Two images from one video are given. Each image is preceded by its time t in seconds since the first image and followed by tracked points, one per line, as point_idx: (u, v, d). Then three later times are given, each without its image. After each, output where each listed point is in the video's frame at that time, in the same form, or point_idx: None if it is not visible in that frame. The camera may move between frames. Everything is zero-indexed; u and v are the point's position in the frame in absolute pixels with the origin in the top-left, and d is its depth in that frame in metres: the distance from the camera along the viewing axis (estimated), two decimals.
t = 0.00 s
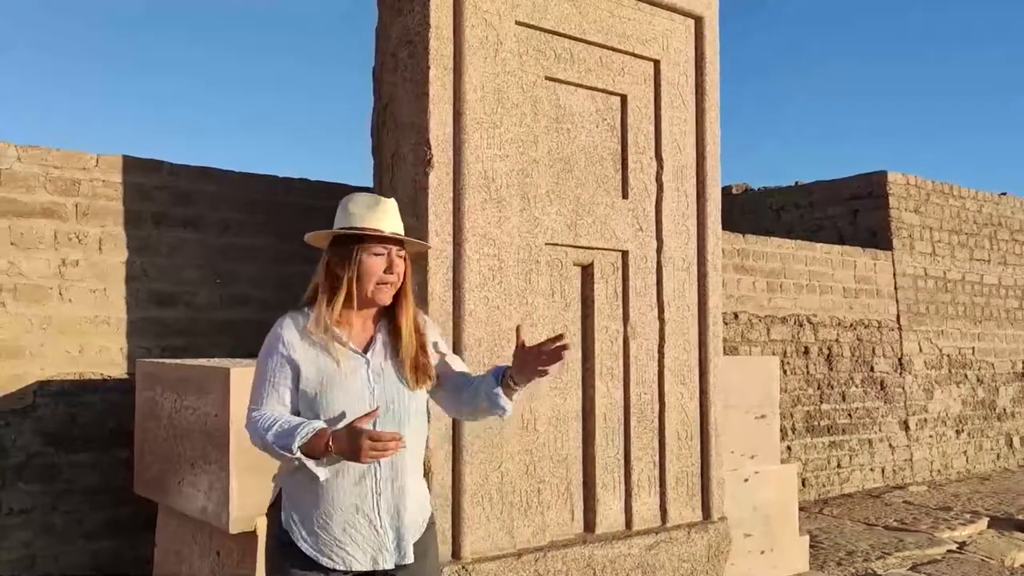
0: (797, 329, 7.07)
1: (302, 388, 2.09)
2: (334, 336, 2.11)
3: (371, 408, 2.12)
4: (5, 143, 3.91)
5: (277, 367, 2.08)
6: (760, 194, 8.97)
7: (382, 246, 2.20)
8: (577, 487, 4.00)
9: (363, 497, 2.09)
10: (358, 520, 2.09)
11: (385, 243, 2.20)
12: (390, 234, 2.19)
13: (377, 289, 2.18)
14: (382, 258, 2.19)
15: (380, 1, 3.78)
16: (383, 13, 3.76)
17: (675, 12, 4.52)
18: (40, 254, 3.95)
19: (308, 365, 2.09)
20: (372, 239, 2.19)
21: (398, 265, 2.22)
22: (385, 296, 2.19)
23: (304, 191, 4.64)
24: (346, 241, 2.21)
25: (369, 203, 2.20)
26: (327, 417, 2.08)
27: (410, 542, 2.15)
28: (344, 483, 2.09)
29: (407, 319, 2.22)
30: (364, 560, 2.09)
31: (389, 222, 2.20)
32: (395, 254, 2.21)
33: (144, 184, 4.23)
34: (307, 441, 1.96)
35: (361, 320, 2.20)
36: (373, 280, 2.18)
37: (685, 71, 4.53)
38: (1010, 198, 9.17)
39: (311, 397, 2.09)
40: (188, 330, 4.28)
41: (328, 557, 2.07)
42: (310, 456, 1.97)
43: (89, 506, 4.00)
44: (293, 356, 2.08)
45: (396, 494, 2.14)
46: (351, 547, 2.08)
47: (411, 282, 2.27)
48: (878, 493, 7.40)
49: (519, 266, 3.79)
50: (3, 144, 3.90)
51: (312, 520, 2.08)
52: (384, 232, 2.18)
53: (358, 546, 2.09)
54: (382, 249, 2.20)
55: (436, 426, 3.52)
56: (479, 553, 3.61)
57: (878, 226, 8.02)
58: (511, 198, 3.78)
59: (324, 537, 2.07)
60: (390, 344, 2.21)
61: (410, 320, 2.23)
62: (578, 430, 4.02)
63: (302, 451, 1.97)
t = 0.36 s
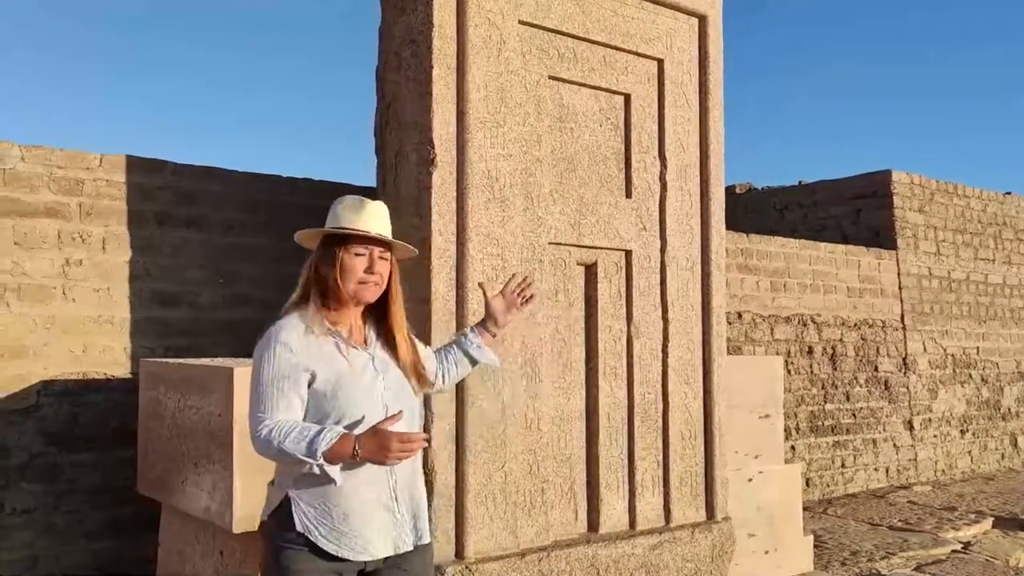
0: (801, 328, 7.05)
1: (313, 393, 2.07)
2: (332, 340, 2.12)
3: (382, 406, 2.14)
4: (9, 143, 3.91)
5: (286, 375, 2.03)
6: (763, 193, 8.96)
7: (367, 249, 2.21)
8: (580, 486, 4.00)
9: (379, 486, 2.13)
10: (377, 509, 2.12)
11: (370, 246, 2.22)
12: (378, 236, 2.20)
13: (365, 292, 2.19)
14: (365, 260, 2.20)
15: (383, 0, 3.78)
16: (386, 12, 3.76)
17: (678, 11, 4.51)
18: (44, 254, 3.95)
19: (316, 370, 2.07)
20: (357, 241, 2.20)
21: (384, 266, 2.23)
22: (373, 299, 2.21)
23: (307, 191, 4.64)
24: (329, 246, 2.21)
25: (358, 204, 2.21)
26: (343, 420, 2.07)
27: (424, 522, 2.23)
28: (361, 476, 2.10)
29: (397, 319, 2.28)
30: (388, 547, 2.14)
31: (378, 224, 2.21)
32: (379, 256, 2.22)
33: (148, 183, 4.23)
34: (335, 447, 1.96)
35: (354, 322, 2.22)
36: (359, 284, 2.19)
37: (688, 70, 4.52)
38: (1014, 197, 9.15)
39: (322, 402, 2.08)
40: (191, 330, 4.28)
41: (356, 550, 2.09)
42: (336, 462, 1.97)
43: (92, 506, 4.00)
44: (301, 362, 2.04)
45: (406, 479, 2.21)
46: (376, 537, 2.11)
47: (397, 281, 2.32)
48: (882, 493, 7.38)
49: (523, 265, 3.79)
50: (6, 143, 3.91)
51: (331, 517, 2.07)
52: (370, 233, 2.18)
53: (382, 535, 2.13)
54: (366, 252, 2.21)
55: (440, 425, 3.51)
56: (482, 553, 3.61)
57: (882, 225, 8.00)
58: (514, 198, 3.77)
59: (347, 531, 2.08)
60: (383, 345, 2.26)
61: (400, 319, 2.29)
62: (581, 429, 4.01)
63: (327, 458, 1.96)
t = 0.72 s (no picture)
0: (803, 329, 7.04)
1: (313, 393, 2.07)
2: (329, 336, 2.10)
3: (381, 406, 2.15)
4: (10, 144, 3.91)
5: (286, 375, 2.01)
6: (766, 194, 8.95)
7: (354, 249, 2.21)
8: (582, 488, 3.99)
9: (380, 484, 2.13)
10: (377, 508, 2.12)
11: (357, 247, 2.21)
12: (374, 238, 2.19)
13: (350, 292, 2.18)
14: (350, 261, 2.19)
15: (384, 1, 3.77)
16: (388, 13, 3.75)
17: (680, 12, 4.50)
18: (45, 255, 3.95)
19: (315, 370, 2.06)
20: (348, 242, 2.21)
21: (371, 268, 2.22)
22: (359, 300, 2.19)
23: (308, 192, 4.64)
24: (318, 248, 2.23)
25: (358, 206, 2.20)
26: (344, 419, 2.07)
27: (421, 521, 2.23)
28: (362, 475, 2.09)
29: (388, 323, 2.25)
30: (387, 545, 2.13)
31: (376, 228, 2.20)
32: (365, 257, 2.21)
33: (149, 184, 4.22)
34: (338, 448, 1.96)
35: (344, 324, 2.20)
36: (344, 285, 2.18)
37: (691, 71, 4.52)
38: (1017, 198, 9.14)
39: (322, 402, 2.07)
40: (192, 330, 4.27)
41: (356, 549, 2.07)
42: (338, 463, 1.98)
43: (93, 507, 3.99)
44: (300, 363, 2.04)
45: (403, 478, 2.20)
46: (376, 535, 2.10)
47: (390, 285, 2.29)
48: (885, 494, 7.37)
49: (525, 266, 3.78)
50: (8, 144, 3.90)
51: (332, 516, 2.06)
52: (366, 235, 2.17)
53: (381, 533, 2.12)
54: (351, 252, 2.20)
55: (442, 427, 3.51)
56: (484, 554, 3.60)
57: (885, 226, 7.99)
58: (516, 199, 3.76)
59: (348, 530, 2.07)
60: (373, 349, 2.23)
61: (391, 324, 2.26)
62: (583, 431, 4.01)
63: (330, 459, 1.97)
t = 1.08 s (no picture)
0: (804, 333, 7.03)
1: (310, 398, 2.05)
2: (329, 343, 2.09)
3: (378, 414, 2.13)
4: (9, 148, 3.90)
5: (283, 379, 2.00)
6: (766, 198, 8.94)
7: (360, 257, 2.19)
8: (583, 492, 3.98)
9: (374, 493, 2.11)
10: (371, 517, 2.10)
11: (364, 255, 2.19)
12: (383, 247, 2.18)
13: (354, 300, 2.16)
14: (356, 268, 2.18)
15: (384, 5, 3.77)
16: (389, 16, 3.75)
17: (680, 15, 4.50)
18: (44, 259, 3.94)
19: (313, 375, 2.05)
20: (356, 249, 2.19)
21: (376, 275, 2.20)
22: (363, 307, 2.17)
23: (308, 196, 4.63)
24: (326, 254, 2.22)
25: (369, 214, 2.19)
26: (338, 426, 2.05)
27: (415, 532, 2.21)
28: (356, 482, 2.08)
29: (393, 332, 2.23)
30: (378, 555, 2.10)
31: (386, 237, 2.19)
32: (371, 265, 2.19)
33: (149, 188, 4.21)
34: (331, 453, 1.94)
35: (348, 331, 2.19)
36: (349, 292, 2.16)
37: (691, 75, 4.51)
38: (1016, 202, 9.13)
39: (318, 408, 2.05)
40: (192, 335, 4.26)
41: (345, 557, 2.06)
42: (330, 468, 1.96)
43: (93, 512, 3.97)
44: (298, 367, 2.02)
45: (399, 488, 2.18)
46: (366, 545, 2.08)
47: (397, 293, 2.27)
48: (886, 499, 7.35)
49: (525, 270, 3.77)
50: (7, 148, 3.89)
51: (323, 522, 2.05)
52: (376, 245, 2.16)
53: (372, 543, 2.09)
54: (357, 259, 2.18)
55: (442, 432, 3.49)
56: (484, 560, 3.58)
57: (886, 229, 7.98)
58: (516, 203, 3.75)
59: (340, 538, 2.05)
60: (376, 357, 2.21)
61: (396, 333, 2.23)
62: (584, 435, 4.00)
63: (321, 463, 1.94)
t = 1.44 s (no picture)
0: (801, 340, 7.03)
1: (313, 406, 2.04)
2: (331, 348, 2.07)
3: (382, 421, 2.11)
4: (6, 155, 3.89)
5: (286, 387, 1.99)
6: (763, 205, 8.94)
7: (360, 263, 2.18)
8: (581, 500, 3.96)
9: (376, 500, 2.09)
10: (374, 524, 2.08)
11: (362, 260, 2.18)
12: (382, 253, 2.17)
13: (355, 306, 2.15)
14: (355, 275, 2.17)
15: (382, 11, 3.77)
16: (386, 23, 3.75)
17: (678, 22, 4.50)
18: (41, 267, 3.92)
19: (316, 382, 2.03)
20: (355, 255, 2.18)
21: (376, 282, 2.19)
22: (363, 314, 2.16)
23: (306, 202, 4.62)
24: (325, 262, 2.21)
25: (369, 221, 2.18)
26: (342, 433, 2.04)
27: (419, 539, 2.19)
28: (359, 488, 2.06)
29: (394, 340, 2.21)
30: (381, 562, 2.08)
31: (387, 243, 2.19)
32: (371, 271, 2.18)
33: (146, 195, 4.20)
34: (337, 462, 1.93)
35: (348, 337, 2.18)
36: (350, 298, 2.15)
37: (689, 82, 4.52)
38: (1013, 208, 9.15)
39: (321, 415, 2.04)
40: (189, 342, 4.24)
41: (347, 565, 2.04)
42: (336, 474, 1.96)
43: (90, 520, 3.95)
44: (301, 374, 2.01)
45: (402, 494, 2.16)
46: (369, 552, 2.06)
47: (398, 300, 2.26)
48: (884, 505, 7.33)
49: (523, 277, 3.77)
50: (3, 155, 3.88)
51: (325, 529, 2.04)
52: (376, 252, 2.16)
53: (375, 550, 2.07)
54: (357, 266, 2.18)
55: (440, 439, 3.48)
56: (483, 568, 3.56)
57: (883, 236, 7.99)
58: (514, 209, 3.75)
59: (342, 545, 2.04)
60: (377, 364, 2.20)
61: (397, 340, 2.22)
62: (582, 442, 3.98)
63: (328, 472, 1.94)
